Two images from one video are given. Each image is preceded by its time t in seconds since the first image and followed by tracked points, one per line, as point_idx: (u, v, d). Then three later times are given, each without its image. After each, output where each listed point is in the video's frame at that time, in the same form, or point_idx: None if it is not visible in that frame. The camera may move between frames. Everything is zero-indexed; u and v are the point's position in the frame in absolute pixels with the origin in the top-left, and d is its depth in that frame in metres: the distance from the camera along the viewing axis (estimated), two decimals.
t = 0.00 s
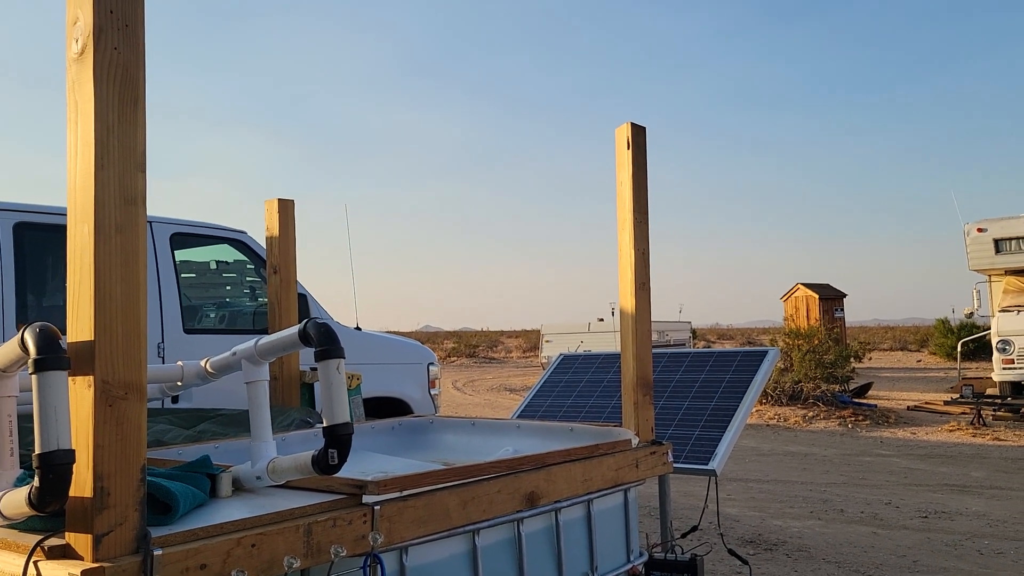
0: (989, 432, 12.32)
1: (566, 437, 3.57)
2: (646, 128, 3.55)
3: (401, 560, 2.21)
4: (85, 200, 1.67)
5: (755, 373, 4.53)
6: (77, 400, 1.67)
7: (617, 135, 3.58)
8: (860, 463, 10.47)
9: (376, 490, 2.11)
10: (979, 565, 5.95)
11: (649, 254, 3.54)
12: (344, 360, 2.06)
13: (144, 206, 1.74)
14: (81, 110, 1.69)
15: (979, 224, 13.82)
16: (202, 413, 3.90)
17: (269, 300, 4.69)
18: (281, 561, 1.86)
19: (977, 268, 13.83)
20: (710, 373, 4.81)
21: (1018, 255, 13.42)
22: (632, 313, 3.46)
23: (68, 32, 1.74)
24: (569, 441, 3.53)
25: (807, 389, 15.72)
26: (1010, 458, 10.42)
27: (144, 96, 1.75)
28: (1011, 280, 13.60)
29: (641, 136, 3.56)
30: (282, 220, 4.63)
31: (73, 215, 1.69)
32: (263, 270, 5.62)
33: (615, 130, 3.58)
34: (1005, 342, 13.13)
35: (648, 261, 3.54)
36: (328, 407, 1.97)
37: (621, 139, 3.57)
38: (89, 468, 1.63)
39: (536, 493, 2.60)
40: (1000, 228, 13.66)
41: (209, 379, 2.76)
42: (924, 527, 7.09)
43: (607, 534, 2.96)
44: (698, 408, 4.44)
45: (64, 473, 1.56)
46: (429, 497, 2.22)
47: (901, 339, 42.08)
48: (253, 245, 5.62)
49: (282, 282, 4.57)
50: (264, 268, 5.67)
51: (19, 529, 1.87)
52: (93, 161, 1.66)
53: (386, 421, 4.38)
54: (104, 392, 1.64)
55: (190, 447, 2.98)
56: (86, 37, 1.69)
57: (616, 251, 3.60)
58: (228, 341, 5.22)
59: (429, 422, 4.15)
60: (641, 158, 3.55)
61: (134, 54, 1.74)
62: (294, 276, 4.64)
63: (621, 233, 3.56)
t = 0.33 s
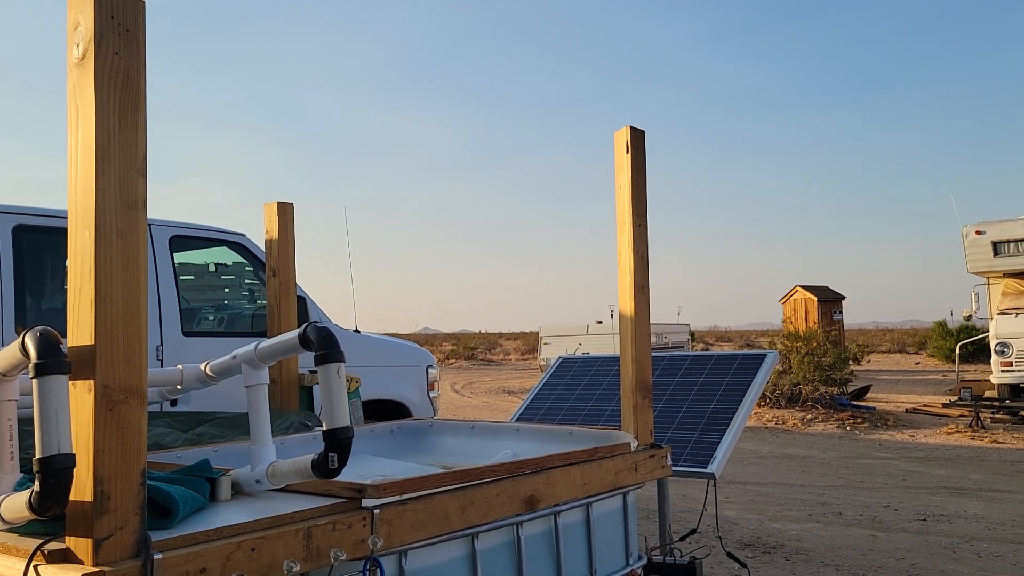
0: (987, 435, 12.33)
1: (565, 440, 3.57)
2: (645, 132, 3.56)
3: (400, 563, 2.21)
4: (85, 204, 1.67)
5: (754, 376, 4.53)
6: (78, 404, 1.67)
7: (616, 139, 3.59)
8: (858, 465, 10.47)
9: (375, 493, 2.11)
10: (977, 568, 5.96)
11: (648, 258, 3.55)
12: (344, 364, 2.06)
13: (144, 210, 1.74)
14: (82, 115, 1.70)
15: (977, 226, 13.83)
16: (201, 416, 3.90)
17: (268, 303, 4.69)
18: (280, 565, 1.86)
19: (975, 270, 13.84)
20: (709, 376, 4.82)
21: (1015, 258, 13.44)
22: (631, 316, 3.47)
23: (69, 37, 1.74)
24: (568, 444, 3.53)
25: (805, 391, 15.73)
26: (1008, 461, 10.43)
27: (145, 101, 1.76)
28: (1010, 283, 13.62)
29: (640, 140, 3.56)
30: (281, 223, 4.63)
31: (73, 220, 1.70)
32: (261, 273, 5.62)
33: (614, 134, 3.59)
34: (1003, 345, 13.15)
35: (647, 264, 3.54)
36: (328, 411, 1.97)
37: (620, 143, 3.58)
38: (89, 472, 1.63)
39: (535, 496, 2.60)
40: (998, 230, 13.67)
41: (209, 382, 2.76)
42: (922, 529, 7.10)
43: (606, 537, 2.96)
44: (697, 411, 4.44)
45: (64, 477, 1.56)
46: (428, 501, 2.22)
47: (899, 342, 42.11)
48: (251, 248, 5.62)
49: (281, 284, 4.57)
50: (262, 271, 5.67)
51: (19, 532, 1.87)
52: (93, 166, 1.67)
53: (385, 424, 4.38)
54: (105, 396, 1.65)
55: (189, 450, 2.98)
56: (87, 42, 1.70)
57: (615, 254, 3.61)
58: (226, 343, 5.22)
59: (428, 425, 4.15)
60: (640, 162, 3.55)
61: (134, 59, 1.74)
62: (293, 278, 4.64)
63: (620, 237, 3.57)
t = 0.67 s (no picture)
0: (978, 436, 12.37)
1: (557, 440, 3.56)
2: (638, 133, 3.56)
3: (390, 563, 2.20)
4: (73, 202, 1.66)
5: (746, 377, 4.54)
6: (65, 403, 1.66)
7: (609, 139, 3.59)
8: (850, 466, 10.50)
9: (365, 493, 2.10)
10: (967, 569, 5.98)
11: (641, 258, 3.55)
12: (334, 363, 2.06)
13: (133, 209, 1.73)
14: (70, 112, 1.69)
15: (970, 228, 13.86)
16: (192, 415, 3.88)
17: (259, 302, 4.67)
18: (269, 565, 1.86)
19: (968, 272, 13.88)
20: (701, 376, 4.82)
21: (1007, 260, 13.48)
22: (624, 316, 3.46)
23: (58, 34, 1.73)
24: (560, 444, 3.53)
25: (798, 392, 15.77)
26: (1000, 462, 10.47)
27: (134, 99, 1.75)
28: (1002, 285, 13.67)
29: (633, 141, 3.56)
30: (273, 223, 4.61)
31: (60, 218, 1.68)
32: (254, 272, 5.60)
33: (607, 134, 3.59)
34: (995, 346, 13.20)
35: (639, 265, 3.54)
36: (318, 410, 1.96)
37: (612, 144, 3.58)
38: (76, 472, 1.62)
39: (526, 497, 2.59)
40: (990, 232, 13.71)
41: (198, 381, 2.75)
42: (913, 530, 7.12)
43: (597, 538, 2.96)
44: (689, 411, 4.45)
45: (50, 477, 1.55)
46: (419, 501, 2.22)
47: (892, 343, 42.23)
48: (244, 247, 5.61)
49: (273, 284, 4.56)
50: (254, 270, 5.65)
51: (6, 531, 1.86)
52: (81, 163, 1.66)
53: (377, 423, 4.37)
54: (92, 395, 1.64)
55: (179, 450, 2.97)
56: (76, 38, 1.68)
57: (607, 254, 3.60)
58: (218, 342, 5.20)
59: (420, 425, 4.14)
60: (633, 162, 3.55)
61: (123, 56, 1.73)
62: (285, 278, 4.63)
63: (612, 237, 3.56)
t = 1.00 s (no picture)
0: (977, 437, 12.37)
1: (557, 441, 3.56)
2: (639, 132, 3.55)
3: (391, 564, 2.20)
4: (73, 201, 1.66)
5: (746, 378, 4.53)
6: (65, 403, 1.65)
7: (610, 139, 3.58)
8: (849, 467, 10.50)
9: (365, 494, 2.09)
10: (967, 570, 5.97)
11: (641, 259, 3.55)
12: (335, 363, 2.05)
13: (134, 208, 1.72)
14: (71, 110, 1.68)
15: (969, 229, 13.84)
16: (191, 414, 3.88)
17: (259, 301, 4.66)
18: (269, 566, 1.85)
19: (967, 273, 13.87)
20: (702, 377, 4.82)
21: (1007, 261, 13.47)
22: (624, 317, 3.46)
23: (59, 31, 1.72)
24: (560, 445, 3.52)
25: (797, 393, 15.77)
26: (999, 463, 10.47)
27: (135, 97, 1.74)
28: (1001, 286, 13.67)
29: (634, 141, 3.55)
30: (273, 222, 4.60)
31: (61, 217, 1.68)
32: (253, 271, 5.59)
33: (608, 135, 3.58)
34: (994, 347, 13.20)
35: (640, 265, 3.54)
36: (319, 410, 1.96)
37: (614, 144, 3.57)
38: (76, 472, 1.61)
39: (527, 498, 2.59)
40: (990, 234, 13.69)
41: (198, 381, 2.74)
42: (912, 531, 7.11)
43: (598, 539, 2.95)
44: (690, 412, 4.44)
45: (50, 477, 1.54)
46: (419, 502, 2.21)
47: (891, 344, 42.26)
48: (244, 246, 5.60)
49: (273, 283, 4.55)
50: (254, 269, 5.64)
51: (6, 531, 1.85)
52: (82, 162, 1.65)
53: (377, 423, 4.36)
54: (93, 395, 1.63)
55: (179, 449, 2.96)
56: (77, 37, 1.68)
57: (608, 254, 3.60)
58: (217, 341, 5.20)
59: (419, 425, 4.13)
60: (634, 162, 3.55)
61: (124, 54, 1.72)
62: (285, 277, 4.62)
63: (613, 237, 3.56)
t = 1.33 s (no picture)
0: (974, 437, 12.39)
1: (556, 439, 3.55)
2: (639, 131, 3.55)
3: (390, 562, 2.19)
4: (72, 196, 1.65)
5: (745, 377, 4.54)
6: (63, 399, 1.65)
7: (609, 137, 3.58)
8: (847, 467, 10.51)
9: (364, 492, 2.09)
10: (964, 570, 5.98)
11: (641, 257, 3.54)
12: (334, 360, 2.04)
13: (133, 203, 1.71)
14: (69, 105, 1.67)
15: (967, 229, 13.88)
16: (189, 412, 3.87)
17: (257, 299, 4.65)
18: (268, 563, 1.84)
19: (964, 273, 13.89)
20: (700, 376, 4.82)
21: (1004, 261, 13.48)
22: (623, 315, 3.45)
23: (58, 26, 1.71)
24: (558, 444, 3.52)
25: (794, 393, 15.79)
26: (996, 463, 10.48)
27: (134, 93, 1.73)
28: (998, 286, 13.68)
29: (634, 139, 3.55)
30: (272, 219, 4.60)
31: (59, 212, 1.67)
32: (251, 269, 5.58)
33: (608, 133, 3.58)
34: (991, 347, 13.20)
35: (639, 264, 3.54)
36: (318, 408, 1.95)
37: (613, 142, 3.57)
38: (74, 468, 1.61)
39: (526, 496, 2.58)
40: (987, 234, 13.72)
41: (196, 378, 2.73)
42: (909, 531, 7.12)
43: (596, 538, 2.95)
44: (688, 411, 4.44)
45: (48, 473, 1.53)
46: (418, 500, 2.21)
47: (887, 344, 42.32)
48: (242, 244, 5.59)
49: (271, 281, 4.54)
50: (252, 267, 5.64)
51: (3, 527, 1.85)
52: (81, 158, 1.64)
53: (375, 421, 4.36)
54: (91, 391, 1.62)
55: (176, 447, 2.95)
56: (76, 31, 1.67)
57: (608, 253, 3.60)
58: (215, 339, 5.19)
59: (417, 424, 4.12)
60: (634, 161, 3.54)
61: (123, 49, 1.71)
62: (283, 274, 4.61)
63: (613, 235, 3.55)
